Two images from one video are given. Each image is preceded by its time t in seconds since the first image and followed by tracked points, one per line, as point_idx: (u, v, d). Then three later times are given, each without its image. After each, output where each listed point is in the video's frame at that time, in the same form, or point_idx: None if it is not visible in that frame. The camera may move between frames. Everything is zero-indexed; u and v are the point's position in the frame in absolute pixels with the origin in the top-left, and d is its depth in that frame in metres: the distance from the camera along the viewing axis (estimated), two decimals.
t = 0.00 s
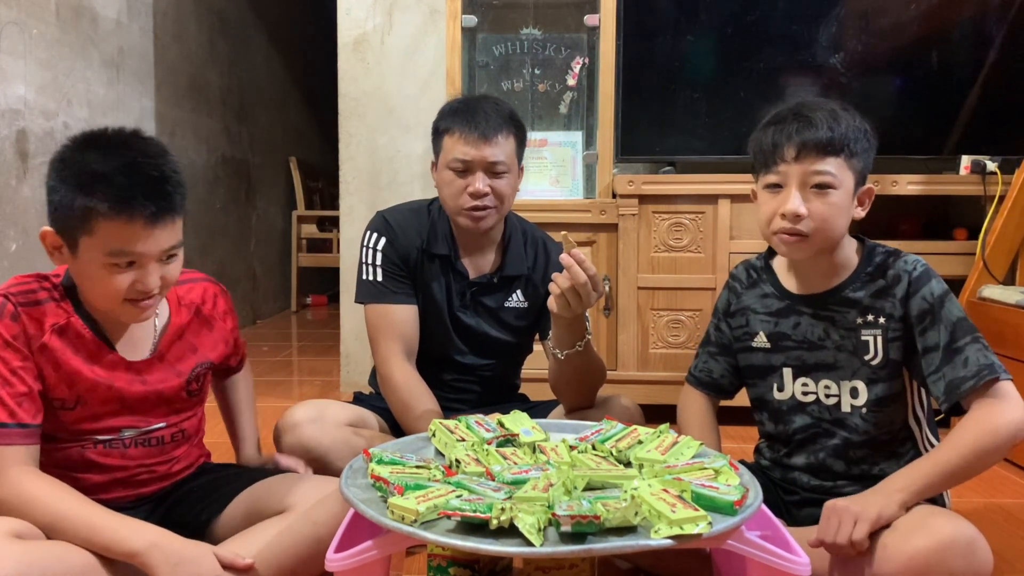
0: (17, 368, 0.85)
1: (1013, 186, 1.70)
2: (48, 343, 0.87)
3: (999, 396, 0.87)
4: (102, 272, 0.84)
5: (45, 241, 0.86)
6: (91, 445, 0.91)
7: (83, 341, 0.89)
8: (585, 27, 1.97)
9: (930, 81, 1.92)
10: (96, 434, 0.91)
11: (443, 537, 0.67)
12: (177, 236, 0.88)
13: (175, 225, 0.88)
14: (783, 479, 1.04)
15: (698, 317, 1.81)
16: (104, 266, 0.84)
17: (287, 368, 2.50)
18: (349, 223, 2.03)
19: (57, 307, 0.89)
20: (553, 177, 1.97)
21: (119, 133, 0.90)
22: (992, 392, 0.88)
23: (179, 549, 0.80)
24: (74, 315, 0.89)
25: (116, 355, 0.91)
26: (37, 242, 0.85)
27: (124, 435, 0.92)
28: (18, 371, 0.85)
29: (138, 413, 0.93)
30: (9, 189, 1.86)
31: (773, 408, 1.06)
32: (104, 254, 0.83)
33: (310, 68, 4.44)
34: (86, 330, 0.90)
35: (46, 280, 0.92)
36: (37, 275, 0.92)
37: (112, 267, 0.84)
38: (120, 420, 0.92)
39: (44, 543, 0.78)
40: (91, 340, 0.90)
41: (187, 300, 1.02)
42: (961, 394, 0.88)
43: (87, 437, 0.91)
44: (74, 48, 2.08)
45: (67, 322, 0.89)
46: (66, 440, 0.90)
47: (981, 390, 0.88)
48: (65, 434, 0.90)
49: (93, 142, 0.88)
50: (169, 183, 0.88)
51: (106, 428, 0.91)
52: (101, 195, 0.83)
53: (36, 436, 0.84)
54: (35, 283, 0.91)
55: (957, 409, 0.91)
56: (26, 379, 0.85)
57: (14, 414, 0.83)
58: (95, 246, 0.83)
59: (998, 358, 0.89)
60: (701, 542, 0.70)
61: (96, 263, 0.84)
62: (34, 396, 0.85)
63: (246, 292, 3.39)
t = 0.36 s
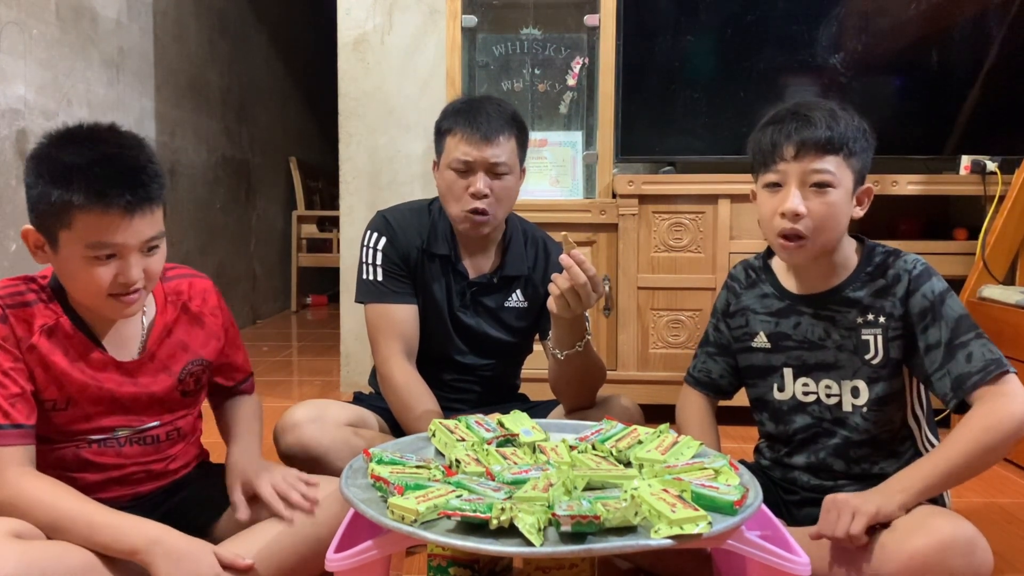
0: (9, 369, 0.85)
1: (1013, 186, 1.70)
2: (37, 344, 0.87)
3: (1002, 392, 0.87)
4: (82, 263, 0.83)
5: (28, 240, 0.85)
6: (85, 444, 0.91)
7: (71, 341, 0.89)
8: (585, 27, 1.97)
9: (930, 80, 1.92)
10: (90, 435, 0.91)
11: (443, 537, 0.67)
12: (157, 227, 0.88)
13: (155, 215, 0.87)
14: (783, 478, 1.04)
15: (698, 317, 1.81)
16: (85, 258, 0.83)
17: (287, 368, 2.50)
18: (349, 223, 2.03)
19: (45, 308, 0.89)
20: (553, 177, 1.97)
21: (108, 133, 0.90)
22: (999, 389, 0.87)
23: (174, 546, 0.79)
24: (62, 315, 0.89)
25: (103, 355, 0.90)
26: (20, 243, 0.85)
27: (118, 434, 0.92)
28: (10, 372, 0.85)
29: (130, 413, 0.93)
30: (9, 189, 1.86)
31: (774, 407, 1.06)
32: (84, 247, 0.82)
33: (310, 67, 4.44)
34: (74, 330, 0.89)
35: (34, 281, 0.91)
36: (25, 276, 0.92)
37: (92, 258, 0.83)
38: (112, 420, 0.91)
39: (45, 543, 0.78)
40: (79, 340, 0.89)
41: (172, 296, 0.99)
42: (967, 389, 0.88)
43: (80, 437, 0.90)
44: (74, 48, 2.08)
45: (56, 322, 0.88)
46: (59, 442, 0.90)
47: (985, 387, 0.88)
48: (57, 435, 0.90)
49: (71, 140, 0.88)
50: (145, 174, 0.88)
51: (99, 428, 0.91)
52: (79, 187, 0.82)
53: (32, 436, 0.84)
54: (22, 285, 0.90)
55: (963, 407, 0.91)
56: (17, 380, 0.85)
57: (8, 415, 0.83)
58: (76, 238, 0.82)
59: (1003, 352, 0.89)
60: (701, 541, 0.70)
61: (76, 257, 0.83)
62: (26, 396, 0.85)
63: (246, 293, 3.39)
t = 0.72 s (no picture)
0: (10, 370, 0.85)
1: (1013, 186, 1.70)
2: (39, 345, 0.87)
3: (1002, 387, 0.86)
4: (90, 255, 0.83)
5: (37, 231, 0.84)
6: (86, 445, 0.91)
7: (74, 342, 0.89)
8: (585, 27, 1.97)
9: (931, 80, 1.92)
10: (90, 435, 0.91)
11: (443, 537, 0.67)
12: (167, 224, 0.88)
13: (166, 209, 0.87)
14: (784, 477, 1.04)
15: (698, 317, 1.81)
16: (92, 249, 0.82)
17: (287, 368, 2.50)
18: (350, 223, 2.03)
19: (48, 309, 0.88)
20: (553, 177, 1.98)
21: (110, 128, 0.90)
22: (993, 385, 0.87)
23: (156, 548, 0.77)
24: (65, 317, 0.88)
25: (104, 356, 0.90)
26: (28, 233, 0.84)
27: (119, 435, 0.92)
28: (10, 372, 0.85)
29: (129, 415, 0.92)
30: (9, 189, 1.86)
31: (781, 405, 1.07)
32: (92, 237, 0.82)
33: (310, 67, 4.44)
34: (78, 331, 0.89)
35: (38, 281, 0.91)
36: (29, 276, 0.91)
37: (100, 250, 0.82)
38: (111, 421, 0.91)
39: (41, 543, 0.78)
40: (81, 341, 0.89)
41: (176, 298, 0.97)
42: (964, 386, 0.88)
43: (81, 438, 0.90)
44: (74, 48, 2.08)
45: (59, 322, 0.88)
46: (59, 443, 0.90)
47: (983, 383, 0.87)
48: (58, 436, 0.90)
49: (72, 137, 0.88)
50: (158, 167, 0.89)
51: (98, 429, 0.91)
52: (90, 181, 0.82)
53: (33, 437, 0.84)
54: (28, 285, 0.90)
55: (963, 405, 0.91)
56: (19, 381, 0.85)
57: (8, 415, 0.83)
58: (84, 233, 0.82)
59: (1001, 350, 0.89)
60: (701, 541, 0.71)
61: (83, 250, 0.83)
62: (26, 397, 0.85)
63: (246, 293, 3.39)
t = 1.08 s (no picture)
0: (22, 368, 0.85)
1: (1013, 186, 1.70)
2: (54, 346, 0.87)
3: (1000, 386, 0.86)
4: (100, 254, 0.82)
5: (64, 231, 0.86)
6: (93, 449, 0.90)
7: (89, 346, 0.88)
8: (585, 27, 1.97)
9: (930, 80, 1.93)
10: (98, 441, 0.90)
11: (443, 537, 0.67)
12: (185, 231, 0.86)
13: (186, 217, 0.86)
14: (784, 477, 1.04)
15: (698, 317, 1.81)
16: (103, 248, 0.82)
17: (287, 368, 2.50)
18: (350, 223, 2.03)
19: (67, 309, 0.88)
20: (553, 177, 1.98)
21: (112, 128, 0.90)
22: (992, 381, 0.87)
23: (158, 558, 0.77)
24: (82, 318, 0.88)
25: (119, 363, 0.89)
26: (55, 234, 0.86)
27: (126, 443, 0.91)
28: (23, 372, 0.85)
29: (140, 423, 0.92)
30: (10, 189, 1.86)
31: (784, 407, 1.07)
32: (103, 237, 0.82)
33: (310, 67, 4.44)
34: (94, 334, 0.88)
35: (57, 280, 0.90)
36: (51, 275, 0.91)
37: (109, 248, 0.82)
38: (121, 428, 0.91)
39: (41, 544, 0.78)
40: (97, 345, 0.88)
41: (201, 315, 0.96)
42: (962, 383, 0.88)
43: (89, 442, 0.90)
44: (74, 48, 2.08)
45: (76, 325, 0.88)
46: (67, 445, 0.90)
47: (982, 381, 0.87)
48: (67, 438, 0.90)
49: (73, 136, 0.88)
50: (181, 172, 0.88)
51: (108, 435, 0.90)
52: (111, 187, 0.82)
53: (41, 437, 0.85)
54: (47, 284, 0.89)
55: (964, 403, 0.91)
56: (30, 380, 0.85)
57: (16, 414, 0.83)
58: (98, 232, 0.82)
59: (999, 350, 0.89)
60: (701, 541, 0.71)
61: (95, 248, 0.82)
62: (38, 397, 0.85)
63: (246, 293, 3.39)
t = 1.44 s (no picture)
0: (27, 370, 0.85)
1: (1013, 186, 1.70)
2: (60, 347, 0.87)
3: (999, 380, 0.85)
4: (108, 270, 0.82)
5: (78, 238, 0.86)
6: (97, 449, 0.91)
7: (94, 348, 0.88)
8: (585, 27, 1.97)
9: (930, 81, 1.93)
10: (101, 438, 0.91)
11: (443, 537, 0.67)
12: (199, 255, 0.85)
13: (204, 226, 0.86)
14: (785, 477, 1.04)
15: (698, 317, 1.81)
16: (113, 262, 0.82)
17: (287, 368, 2.50)
18: (350, 223, 2.03)
19: (74, 311, 0.88)
20: (553, 177, 1.97)
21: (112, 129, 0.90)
22: (989, 377, 0.86)
23: (155, 561, 0.77)
24: (88, 321, 0.88)
25: (125, 365, 0.89)
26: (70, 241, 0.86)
27: (128, 440, 0.92)
28: (27, 373, 0.85)
29: (145, 424, 0.92)
30: (10, 189, 1.86)
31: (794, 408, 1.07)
32: (116, 252, 0.82)
33: (310, 67, 4.44)
34: (101, 337, 0.88)
35: (66, 281, 0.90)
36: (59, 276, 0.91)
37: (117, 264, 0.82)
38: (125, 428, 0.91)
39: (42, 544, 0.78)
40: (102, 348, 0.88)
41: (211, 317, 0.96)
42: (962, 379, 0.88)
43: (93, 442, 0.90)
44: (74, 48, 2.08)
45: (81, 327, 0.87)
46: (72, 444, 0.90)
47: (978, 378, 0.87)
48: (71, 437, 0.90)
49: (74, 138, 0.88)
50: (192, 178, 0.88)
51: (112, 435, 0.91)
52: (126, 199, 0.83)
53: (40, 439, 0.85)
54: (56, 284, 0.89)
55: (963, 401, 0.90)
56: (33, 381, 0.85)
57: (18, 416, 0.83)
58: (109, 247, 0.82)
59: (996, 346, 0.89)
60: (701, 541, 0.71)
61: (105, 263, 0.82)
62: (42, 398, 0.85)
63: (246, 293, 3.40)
